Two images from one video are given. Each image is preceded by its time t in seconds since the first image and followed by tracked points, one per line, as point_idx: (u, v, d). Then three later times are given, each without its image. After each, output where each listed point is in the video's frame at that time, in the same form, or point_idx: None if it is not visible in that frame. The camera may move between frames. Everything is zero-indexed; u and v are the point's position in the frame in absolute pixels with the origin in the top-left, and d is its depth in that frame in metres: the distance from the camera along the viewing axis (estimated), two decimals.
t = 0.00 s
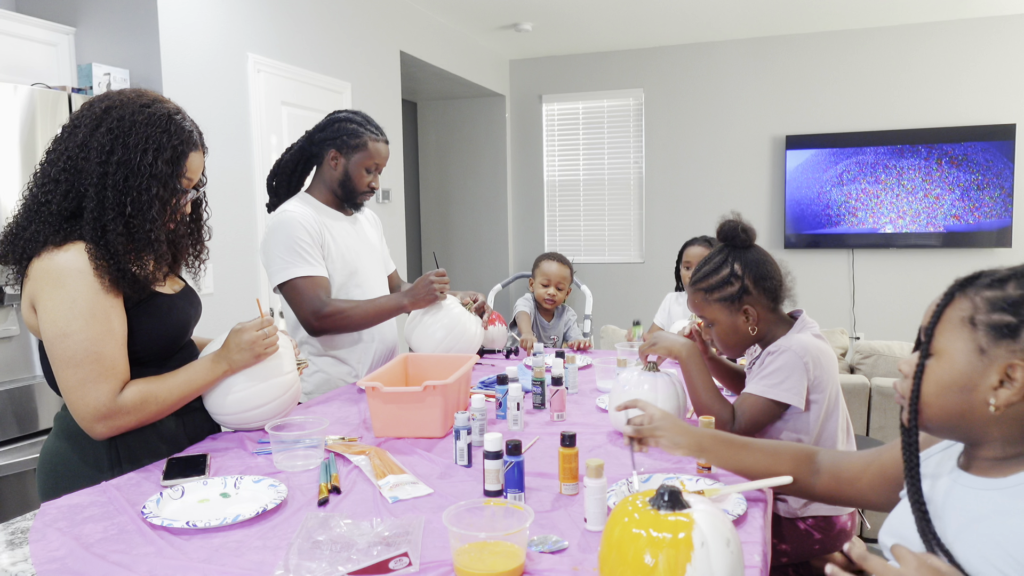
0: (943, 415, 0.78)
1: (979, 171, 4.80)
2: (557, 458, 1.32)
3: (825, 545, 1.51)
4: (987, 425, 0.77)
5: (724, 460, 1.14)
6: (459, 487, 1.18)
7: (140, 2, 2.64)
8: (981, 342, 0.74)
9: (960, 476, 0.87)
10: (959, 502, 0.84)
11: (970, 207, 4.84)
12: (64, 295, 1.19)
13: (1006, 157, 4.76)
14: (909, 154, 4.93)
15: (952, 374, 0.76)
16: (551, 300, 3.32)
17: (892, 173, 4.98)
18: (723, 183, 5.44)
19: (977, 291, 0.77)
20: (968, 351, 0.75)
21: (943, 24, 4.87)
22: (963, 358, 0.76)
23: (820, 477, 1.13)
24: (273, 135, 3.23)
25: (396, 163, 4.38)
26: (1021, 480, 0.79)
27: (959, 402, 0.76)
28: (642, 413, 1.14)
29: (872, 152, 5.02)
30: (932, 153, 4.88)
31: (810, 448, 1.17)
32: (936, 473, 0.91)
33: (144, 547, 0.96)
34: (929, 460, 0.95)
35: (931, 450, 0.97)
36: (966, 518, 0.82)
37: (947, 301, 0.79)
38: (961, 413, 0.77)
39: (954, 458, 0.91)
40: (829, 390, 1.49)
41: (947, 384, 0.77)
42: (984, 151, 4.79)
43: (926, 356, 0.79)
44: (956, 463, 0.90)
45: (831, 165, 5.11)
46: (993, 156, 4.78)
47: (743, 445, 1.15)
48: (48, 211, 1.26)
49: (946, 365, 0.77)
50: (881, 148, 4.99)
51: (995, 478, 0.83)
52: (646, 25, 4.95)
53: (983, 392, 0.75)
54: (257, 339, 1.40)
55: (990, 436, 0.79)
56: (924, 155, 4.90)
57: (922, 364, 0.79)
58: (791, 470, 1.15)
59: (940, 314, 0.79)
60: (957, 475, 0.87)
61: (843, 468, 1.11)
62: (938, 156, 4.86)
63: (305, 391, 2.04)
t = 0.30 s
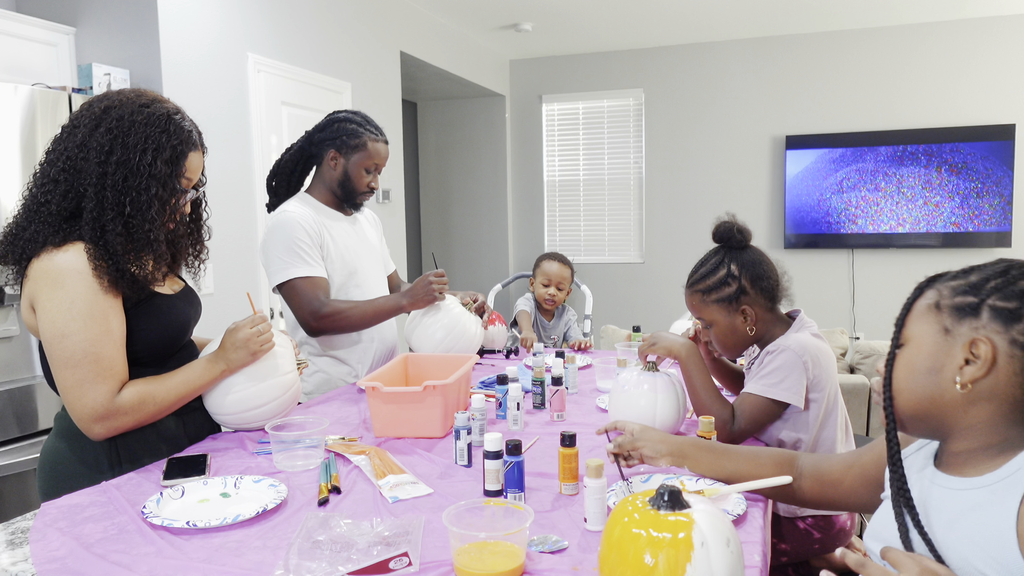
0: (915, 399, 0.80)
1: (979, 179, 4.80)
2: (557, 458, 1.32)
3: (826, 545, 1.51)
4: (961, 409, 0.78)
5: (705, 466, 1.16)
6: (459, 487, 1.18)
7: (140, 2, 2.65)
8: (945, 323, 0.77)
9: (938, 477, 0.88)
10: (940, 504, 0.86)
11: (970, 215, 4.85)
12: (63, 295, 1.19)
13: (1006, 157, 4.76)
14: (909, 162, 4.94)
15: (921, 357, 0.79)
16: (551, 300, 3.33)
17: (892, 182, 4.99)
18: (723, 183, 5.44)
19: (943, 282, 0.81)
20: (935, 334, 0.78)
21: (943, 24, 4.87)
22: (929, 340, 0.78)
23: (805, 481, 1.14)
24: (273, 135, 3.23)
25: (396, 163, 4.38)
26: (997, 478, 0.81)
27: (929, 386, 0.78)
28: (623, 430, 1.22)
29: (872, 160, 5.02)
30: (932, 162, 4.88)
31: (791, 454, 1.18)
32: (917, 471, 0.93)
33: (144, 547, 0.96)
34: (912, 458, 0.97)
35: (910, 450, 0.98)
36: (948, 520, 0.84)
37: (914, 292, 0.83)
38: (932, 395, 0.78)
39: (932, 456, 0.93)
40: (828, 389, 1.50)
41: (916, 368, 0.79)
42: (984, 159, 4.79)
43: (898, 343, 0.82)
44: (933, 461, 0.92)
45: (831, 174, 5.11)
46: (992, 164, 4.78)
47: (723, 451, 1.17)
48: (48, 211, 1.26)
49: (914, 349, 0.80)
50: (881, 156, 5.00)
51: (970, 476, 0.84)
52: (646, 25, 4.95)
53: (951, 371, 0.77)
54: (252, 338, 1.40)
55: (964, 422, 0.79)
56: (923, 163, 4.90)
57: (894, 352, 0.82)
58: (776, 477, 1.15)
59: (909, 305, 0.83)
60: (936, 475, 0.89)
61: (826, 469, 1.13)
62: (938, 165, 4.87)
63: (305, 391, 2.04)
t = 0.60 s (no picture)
0: (893, 396, 0.85)
1: (979, 189, 4.81)
2: (557, 458, 1.32)
3: (826, 544, 1.51)
4: (937, 405, 0.83)
5: (703, 468, 1.16)
6: (459, 488, 1.18)
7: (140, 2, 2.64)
8: (920, 321, 0.83)
9: (921, 480, 0.91)
10: (922, 507, 0.89)
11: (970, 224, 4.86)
12: (60, 295, 1.19)
13: (1005, 157, 4.76)
14: (909, 170, 4.95)
15: (898, 354, 0.84)
16: (553, 298, 3.33)
17: (892, 190, 5.00)
18: (724, 183, 5.44)
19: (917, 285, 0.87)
20: (910, 332, 0.84)
21: (943, 24, 4.87)
22: (905, 338, 0.84)
23: (802, 484, 1.14)
24: (273, 136, 3.23)
25: (396, 164, 4.38)
26: (976, 476, 0.83)
27: (906, 382, 0.84)
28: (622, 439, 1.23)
29: (872, 169, 5.03)
30: (932, 170, 4.90)
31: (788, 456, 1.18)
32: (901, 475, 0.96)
33: (144, 548, 0.96)
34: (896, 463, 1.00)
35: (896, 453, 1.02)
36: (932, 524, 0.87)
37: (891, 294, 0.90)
38: (909, 390, 0.83)
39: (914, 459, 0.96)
40: (828, 389, 1.49)
41: (893, 366, 0.85)
42: (984, 168, 4.80)
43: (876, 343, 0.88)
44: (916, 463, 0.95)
45: (831, 181, 5.12)
46: (993, 173, 4.79)
47: (721, 455, 1.18)
48: (47, 211, 1.26)
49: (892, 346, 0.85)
50: (881, 165, 5.01)
51: (949, 477, 0.87)
52: (646, 25, 4.95)
53: (926, 367, 0.82)
54: (245, 333, 1.38)
55: (942, 418, 0.84)
56: (923, 172, 4.92)
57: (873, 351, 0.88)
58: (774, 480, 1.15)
59: (886, 307, 0.89)
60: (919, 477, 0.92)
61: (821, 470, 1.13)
62: (938, 173, 4.88)
63: (305, 391, 2.04)
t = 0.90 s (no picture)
0: (883, 406, 0.86)
1: (978, 199, 4.81)
2: (557, 458, 1.32)
3: (825, 545, 1.51)
4: (927, 412, 0.84)
5: (703, 470, 1.16)
6: (459, 487, 1.18)
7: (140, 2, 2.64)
8: (906, 329, 0.84)
9: (916, 483, 0.92)
10: (918, 510, 0.90)
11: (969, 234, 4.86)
12: (60, 295, 1.19)
13: (1005, 157, 4.76)
14: (909, 180, 4.95)
15: (885, 364, 0.85)
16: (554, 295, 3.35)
17: (892, 199, 5.00)
18: (724, 183, 5.44)
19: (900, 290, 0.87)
20: (896, 340, 0.84)
21: (943, 24, 4.87)
22: (892, 347, 0.84)
23: (800, 484, 1.14)
24: (273, 135, 3.23)
25: (396, 164, 4.38)
26: (968, 478, 0.84)
27: (893, 392, 0.84)
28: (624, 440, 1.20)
29: (872, 178, 5.03)
30: (932, 180, 4.90)
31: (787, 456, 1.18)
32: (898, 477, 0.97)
33: (144, 547, 0.96)
34: (892, 467, 1.00)
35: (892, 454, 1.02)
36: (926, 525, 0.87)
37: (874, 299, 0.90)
38: (898, 400, 0.84)
39: (909, 462, 0.97)
40: (828, 390, 1.50)
41: (880, 376, 0.85)
42: (984, 179, 4.79)
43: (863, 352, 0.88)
44: (912, 468, 0.95)
45: (831, 193, 5.13)
46: (993, 184, 4.78)
47: (721, 456, 1.18)
48: (47, 210, 1.26)
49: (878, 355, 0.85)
50: (881, 173, 5.01)
51: (944, 478, 0.87)
52: (646, 25, 4.95)
53: (914, 377, 0.83)
54: (241, 328, 1.39)
55: (933, 425, 0.85)
56: (923, 182, 4.92)
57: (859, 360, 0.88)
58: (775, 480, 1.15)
59: (870, 313, 0.89)
60: (914, 480, 0.93)
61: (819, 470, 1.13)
62: (938, 183, 4.88)
63: (305, 391, 2.04)
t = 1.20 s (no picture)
0: (888, 413, 0.85)
1: (978, 209, 4.82)
2: (557, 458, 1.32)
3: (826, 545, 1.51)
4: (933, 418, 0.83)
5: (703, 468, 1.16)
6: (459, 487, 1.18)
7: (140, 1, 2.64)
8: (909, 335, 0.83)
9: (918, 481, 0.92)
10: (918, 507, 0.90)
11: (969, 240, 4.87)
12: (61, 294, 1.19)
13: (1005, 157, 4.76)
14: (910, 191, 4.96)
15: (889, 371, 0.84)
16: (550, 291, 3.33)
17: (892, 209, 5.01)
18: (724, 183, 5.44)
19: (899, 293, 0.86)
20: (899, 347, 0.83)
21: (943, 24, 4.87)
22: (895, 354, 0.84)
23: (799, 485, 1.14)
24: (273, 135, 3.23)
25: (396, 164, 4.39)
26: (972, 478, 0.84)
27: (898, 399, 0.83)
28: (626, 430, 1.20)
29: (873, 188, 5.04)
30: (932, 190, 4.91)
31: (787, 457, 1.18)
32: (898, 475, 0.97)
33: (144, 548, 0.96)
34: (894, 465, 1.00)
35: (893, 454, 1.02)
36: (928, 523, 0.87)
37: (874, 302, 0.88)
38: (903, 406, 0.83)
39: (911, 461, 0.96)
40: (828, 391, 1.50)
41: (884, 384, 0.84)
42: (983, 189, 4.80)
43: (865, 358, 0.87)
44: (914, 466, 0.95)
45: (831, 201, 5.13)
46: (993, 195, 4.79)
47: (721, 455, 1.18)
48: (47, 210, 1.26)
49: (882, 363, 0.84)
50: (881, 183, 5.02)
51: (946, 478, 0.87)
52: (646, 25, 4.95)
53: (920, 384, 0.82)
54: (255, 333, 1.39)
55: (938, 430, 0.84)
56: (923, 192, 4.93)
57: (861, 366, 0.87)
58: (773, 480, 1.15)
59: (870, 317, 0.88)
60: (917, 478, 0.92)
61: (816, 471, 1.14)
62: (938, 193, 4.89)
63: (305, 391, 2.04)
